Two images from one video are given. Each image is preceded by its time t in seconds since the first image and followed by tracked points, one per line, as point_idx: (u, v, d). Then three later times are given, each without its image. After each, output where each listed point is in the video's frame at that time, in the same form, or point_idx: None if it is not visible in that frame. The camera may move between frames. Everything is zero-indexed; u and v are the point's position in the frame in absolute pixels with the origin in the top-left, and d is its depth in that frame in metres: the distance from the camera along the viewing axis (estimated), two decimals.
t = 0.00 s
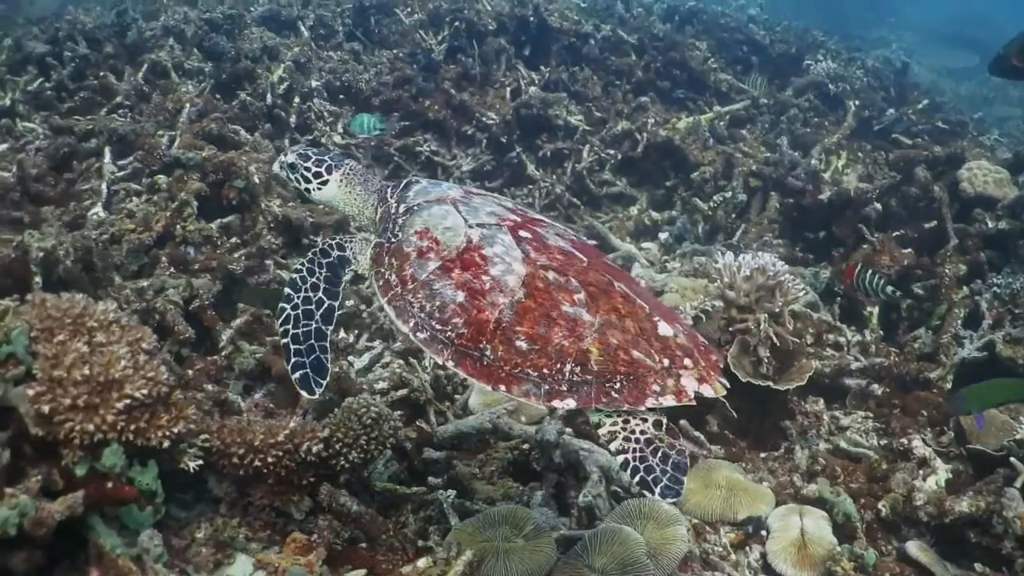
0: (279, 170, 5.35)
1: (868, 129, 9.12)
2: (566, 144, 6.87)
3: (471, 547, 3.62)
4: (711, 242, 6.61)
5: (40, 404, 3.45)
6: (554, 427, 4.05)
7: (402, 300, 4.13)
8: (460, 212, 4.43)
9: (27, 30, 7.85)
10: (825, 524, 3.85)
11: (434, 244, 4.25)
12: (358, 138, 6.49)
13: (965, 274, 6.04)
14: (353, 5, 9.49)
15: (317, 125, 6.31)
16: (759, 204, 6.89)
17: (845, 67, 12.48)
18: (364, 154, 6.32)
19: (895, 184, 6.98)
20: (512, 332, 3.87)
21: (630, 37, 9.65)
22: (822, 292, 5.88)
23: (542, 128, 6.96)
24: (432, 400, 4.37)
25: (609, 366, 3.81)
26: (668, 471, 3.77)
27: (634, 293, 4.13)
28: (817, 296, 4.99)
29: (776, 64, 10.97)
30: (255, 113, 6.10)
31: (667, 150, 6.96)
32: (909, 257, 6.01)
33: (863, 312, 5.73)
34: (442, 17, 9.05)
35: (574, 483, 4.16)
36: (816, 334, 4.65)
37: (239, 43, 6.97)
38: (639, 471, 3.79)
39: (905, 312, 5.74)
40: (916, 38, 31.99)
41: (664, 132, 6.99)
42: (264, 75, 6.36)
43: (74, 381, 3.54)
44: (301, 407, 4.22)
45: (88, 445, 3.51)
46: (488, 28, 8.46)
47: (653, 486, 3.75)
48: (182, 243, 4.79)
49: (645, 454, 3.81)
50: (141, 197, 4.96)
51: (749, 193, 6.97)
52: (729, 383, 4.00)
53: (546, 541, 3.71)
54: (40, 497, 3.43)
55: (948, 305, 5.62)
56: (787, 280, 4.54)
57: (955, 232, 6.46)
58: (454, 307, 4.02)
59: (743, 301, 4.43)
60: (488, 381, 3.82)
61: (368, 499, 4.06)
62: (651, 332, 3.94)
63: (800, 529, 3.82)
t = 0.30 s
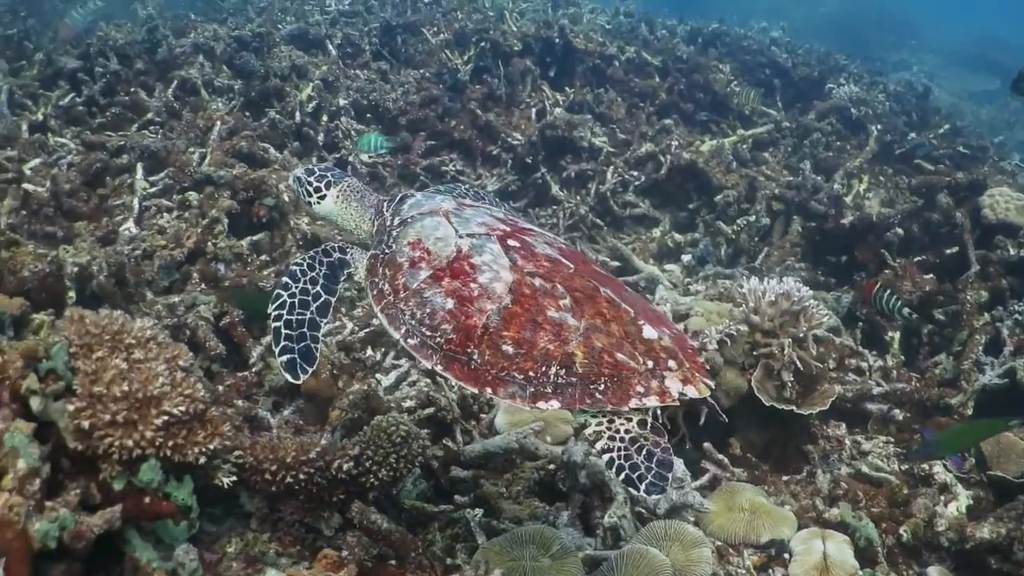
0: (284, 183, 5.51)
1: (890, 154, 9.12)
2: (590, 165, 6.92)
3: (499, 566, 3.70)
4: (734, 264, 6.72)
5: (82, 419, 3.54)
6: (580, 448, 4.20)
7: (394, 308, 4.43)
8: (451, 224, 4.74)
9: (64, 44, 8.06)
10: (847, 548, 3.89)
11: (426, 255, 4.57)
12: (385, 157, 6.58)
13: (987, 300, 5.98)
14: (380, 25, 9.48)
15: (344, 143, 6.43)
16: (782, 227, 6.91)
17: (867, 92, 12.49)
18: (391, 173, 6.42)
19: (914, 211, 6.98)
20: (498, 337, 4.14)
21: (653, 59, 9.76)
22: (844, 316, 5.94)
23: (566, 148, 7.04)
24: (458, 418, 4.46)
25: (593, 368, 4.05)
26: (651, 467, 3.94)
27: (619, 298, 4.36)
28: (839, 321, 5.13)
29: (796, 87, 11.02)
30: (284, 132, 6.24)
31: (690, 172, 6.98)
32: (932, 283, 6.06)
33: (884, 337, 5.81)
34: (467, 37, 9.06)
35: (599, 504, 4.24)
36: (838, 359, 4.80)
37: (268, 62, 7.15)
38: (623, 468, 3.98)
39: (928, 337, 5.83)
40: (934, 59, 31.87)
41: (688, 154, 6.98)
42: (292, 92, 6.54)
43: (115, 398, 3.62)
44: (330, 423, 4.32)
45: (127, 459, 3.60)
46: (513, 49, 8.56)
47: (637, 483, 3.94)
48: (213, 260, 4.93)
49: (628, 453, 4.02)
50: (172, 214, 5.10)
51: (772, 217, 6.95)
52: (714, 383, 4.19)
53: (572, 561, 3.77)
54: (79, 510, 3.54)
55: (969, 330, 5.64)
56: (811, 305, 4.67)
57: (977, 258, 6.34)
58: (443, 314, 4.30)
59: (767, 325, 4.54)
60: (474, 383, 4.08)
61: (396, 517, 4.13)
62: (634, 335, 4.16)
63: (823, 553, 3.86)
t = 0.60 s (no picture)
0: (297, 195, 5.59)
1: (912, 170, 9.11)
2: (614, 180, 6.90)
3: None
4: (757, 280, 6.75)
5: (123, 433, 3.60)
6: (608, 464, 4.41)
7: (389, 311, 4.55)
8: (446, 230, 4.84)
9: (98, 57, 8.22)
10: (873, 566, 3.91)
11: (421, 261, 4.67)
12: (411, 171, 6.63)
13: (1011, 318, 5.63)
14: (406, 39, 9.80)
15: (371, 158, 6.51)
16: (804, 244, 6.93)
17: (889, 108, 12.43)
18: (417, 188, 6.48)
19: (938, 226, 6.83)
20: (490, 337, 4.24)
21: (677, 76, 9.84)
22: (868, 333, 6.03)
23: (590, 163, 6.99)
24: (486, 433, 4.54)
25: (584, 365, 4.16)
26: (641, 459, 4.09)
27: (608, 298, 4.47)
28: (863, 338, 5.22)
29: (818, 103, 11.03)
30: (312, 146, 6.36)
31: (714, 189, 7.00)
32: (955, 301, 6.03)
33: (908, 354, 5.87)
34: (492, 53, 9.21)
35: (626, 520, 4.30)
36: (863, 376, 4.93)
37: (296, 76, 7.32)
38: (614, 460, 4.10)
39: (951, 355, 5.77)
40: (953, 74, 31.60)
41: (711, 170, 7.00)
42: (321, 107, 6.73)
43: (154, 412, 3.68)
44: (360, 437, 4.38)
45: (166, 473, 3.65)
46: (538, 64, 8.52)
47: (629, 474, 4.08)
48: (243, 273, 5.05)
49: (619, 445, 4.15)
50: (202, 227, 5.27)
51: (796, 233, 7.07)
52: (705, 379, 4.28)
53: None
54: (119, 522, 3.60)
55: (993, 348, 5.46)
56: (837, 323, 4.77)
57: (1000, 276, 6.04)
58: (437, 316, 4.41)
59: (793, 342, 4.64)
60: (467, 382, 4.18)
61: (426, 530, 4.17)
62: (622, 333, 4.27)
63: (849, 568, 3.89)
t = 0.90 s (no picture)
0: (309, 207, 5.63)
1: (938, 176, 9.07)
2: (641, 186, 6.98)
3: None
4: (785, 287, 6.75)
5: (166, 438, 3.65)
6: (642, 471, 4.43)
7: (391, 307, 4.68)
8: (446, 229, 4.97)
9: (130, 63, 8.32)
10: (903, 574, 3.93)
11: (422, 258, 4.80)
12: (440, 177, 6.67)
13: None
14: (433, 45, 9.72)
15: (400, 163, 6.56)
16: (831, 252, 7.00)
17: (915, 115, 12.36)
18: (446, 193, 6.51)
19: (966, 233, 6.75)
20: (488, 328, 4.38)
21: (704, 81, 9.84)
22: (895, 339, 6.13)
23: (619, 169, 7.08)
24: (518, 438, 4.56)
25: (580, 354, 4.31)
26: (638, 442, 4.10)
27: (603, 290, 4.61)
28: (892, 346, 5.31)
29: (844, 109, 10.95)
30: (342, 152, 6.40)
31: (741, 195, 7.02)
32: (983, 309, 5.94)
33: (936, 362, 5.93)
34: (518, 58, 9.26)
35: (658, 526, 4.33)
36: (890, 385, 4.97)
37: (326, 82, 7.40)
38: (611, 445, 4.11)
39: (977, 363, 5.69)
40: (975, 78, 31.22)
41: (739, 177, 7.03)
42: (351, 114, 6.82)
43: (197, 418, 3.73)
44: (393, 442, 4.45)
45: (208, 478, 3.70)
46: (565, 71, 8.58)
47: (625, 458, 4.07)
48: (278, 280, 5.17)
49: (614, 430, 4.18)
50: (234, 233, 5.29)
51: (823, 240, 7.13)
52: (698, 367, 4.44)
53: None
54: (163, 526, 3.65)
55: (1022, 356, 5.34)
56: (866, 332, 4.81)
57: None
58: (437, 310, 4.54)
59: (823, 351, 4.68)
60: (466, 371, 4.31)
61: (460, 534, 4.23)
62: (617, 323, 4.43)
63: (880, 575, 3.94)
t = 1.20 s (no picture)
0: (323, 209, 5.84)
1: (965, 182, 9.02)
2: (669, 191, 7.01)
3: None
4: (812, 292, 6.77)
5: (211, 440, 3.71)
6: (675, 476, 4.38)
7: (396, 301, 4.80)
8: (451, 228, 5.10)
9: (165, 64, 8.48)
10: None
11: (427, 256, 4.93)
12: (469, 179, 6.73)
13: None
14: (462, 47, 9.75)
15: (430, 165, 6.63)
16: (859, 256, 7.00)
17: (942, 119, 12.28)
18: (475, 196, 6.56)
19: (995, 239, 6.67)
20: (488, 321, 4.48)
21: (731, 84, 9.87)
22: (924, 346, 6.10)
23: (648, 172, 7.11)
24: (550, 441, 4.60)
25: (577, 345, 4.41)
26: (634, 426, 4.21)
27: (601, 285, 4.73)
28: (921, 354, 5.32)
29: (871, 114, 10.93)
30: (374, 154, 6.65)
31: (770, 200, 7.05)
32: (1013, 316, 5.89)
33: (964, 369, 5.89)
34: (547, 60, 9.31)
35: (689, 531, 4.37)
36: (920, 391, 4.96)
37: (357, 85, 7.57)
38: (606, 428, 4.25)
39: (1007, 370, 5.68)
40: (999, 81, 30.80)
41: (767, 182, 7.06)
42: (381, 116, 6.99)
43: (240, 421, 3.77)
44: (427, 444, 4.50)
45: (251, 480, 3.74)
46: (593, 74, 8.60)
47: (620, 441, 4.20)
48: (311, 281, 5.22)
49: (611, 414, 4.30)
50: (267, 234, 5.47)
51: (851, 246, 7.08)
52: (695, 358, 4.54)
53: None
54: (206, 526, 3.70)
55: None
56: (897, 339, 4.82)
57: None
58: (440, 304, 4.66)
59: (854, 358, 4.70)
60: (467, 362, 4.41)
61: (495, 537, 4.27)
62: (614, 316, 4.54)
63: None
